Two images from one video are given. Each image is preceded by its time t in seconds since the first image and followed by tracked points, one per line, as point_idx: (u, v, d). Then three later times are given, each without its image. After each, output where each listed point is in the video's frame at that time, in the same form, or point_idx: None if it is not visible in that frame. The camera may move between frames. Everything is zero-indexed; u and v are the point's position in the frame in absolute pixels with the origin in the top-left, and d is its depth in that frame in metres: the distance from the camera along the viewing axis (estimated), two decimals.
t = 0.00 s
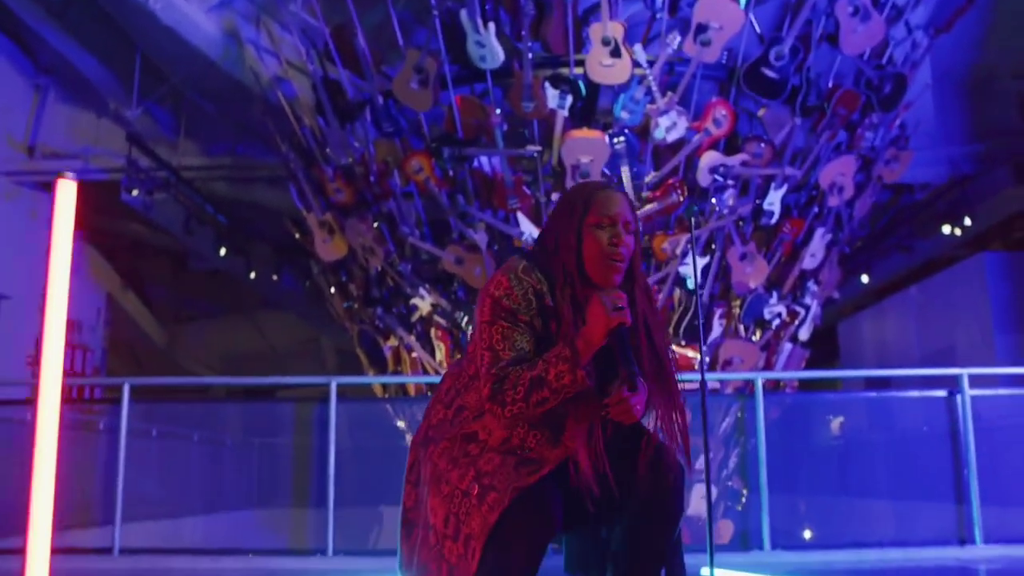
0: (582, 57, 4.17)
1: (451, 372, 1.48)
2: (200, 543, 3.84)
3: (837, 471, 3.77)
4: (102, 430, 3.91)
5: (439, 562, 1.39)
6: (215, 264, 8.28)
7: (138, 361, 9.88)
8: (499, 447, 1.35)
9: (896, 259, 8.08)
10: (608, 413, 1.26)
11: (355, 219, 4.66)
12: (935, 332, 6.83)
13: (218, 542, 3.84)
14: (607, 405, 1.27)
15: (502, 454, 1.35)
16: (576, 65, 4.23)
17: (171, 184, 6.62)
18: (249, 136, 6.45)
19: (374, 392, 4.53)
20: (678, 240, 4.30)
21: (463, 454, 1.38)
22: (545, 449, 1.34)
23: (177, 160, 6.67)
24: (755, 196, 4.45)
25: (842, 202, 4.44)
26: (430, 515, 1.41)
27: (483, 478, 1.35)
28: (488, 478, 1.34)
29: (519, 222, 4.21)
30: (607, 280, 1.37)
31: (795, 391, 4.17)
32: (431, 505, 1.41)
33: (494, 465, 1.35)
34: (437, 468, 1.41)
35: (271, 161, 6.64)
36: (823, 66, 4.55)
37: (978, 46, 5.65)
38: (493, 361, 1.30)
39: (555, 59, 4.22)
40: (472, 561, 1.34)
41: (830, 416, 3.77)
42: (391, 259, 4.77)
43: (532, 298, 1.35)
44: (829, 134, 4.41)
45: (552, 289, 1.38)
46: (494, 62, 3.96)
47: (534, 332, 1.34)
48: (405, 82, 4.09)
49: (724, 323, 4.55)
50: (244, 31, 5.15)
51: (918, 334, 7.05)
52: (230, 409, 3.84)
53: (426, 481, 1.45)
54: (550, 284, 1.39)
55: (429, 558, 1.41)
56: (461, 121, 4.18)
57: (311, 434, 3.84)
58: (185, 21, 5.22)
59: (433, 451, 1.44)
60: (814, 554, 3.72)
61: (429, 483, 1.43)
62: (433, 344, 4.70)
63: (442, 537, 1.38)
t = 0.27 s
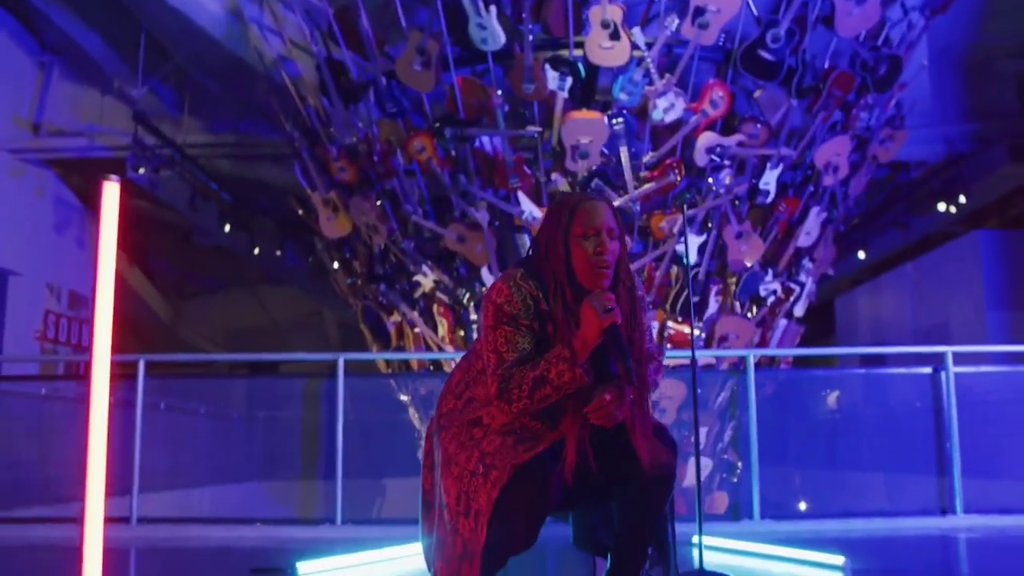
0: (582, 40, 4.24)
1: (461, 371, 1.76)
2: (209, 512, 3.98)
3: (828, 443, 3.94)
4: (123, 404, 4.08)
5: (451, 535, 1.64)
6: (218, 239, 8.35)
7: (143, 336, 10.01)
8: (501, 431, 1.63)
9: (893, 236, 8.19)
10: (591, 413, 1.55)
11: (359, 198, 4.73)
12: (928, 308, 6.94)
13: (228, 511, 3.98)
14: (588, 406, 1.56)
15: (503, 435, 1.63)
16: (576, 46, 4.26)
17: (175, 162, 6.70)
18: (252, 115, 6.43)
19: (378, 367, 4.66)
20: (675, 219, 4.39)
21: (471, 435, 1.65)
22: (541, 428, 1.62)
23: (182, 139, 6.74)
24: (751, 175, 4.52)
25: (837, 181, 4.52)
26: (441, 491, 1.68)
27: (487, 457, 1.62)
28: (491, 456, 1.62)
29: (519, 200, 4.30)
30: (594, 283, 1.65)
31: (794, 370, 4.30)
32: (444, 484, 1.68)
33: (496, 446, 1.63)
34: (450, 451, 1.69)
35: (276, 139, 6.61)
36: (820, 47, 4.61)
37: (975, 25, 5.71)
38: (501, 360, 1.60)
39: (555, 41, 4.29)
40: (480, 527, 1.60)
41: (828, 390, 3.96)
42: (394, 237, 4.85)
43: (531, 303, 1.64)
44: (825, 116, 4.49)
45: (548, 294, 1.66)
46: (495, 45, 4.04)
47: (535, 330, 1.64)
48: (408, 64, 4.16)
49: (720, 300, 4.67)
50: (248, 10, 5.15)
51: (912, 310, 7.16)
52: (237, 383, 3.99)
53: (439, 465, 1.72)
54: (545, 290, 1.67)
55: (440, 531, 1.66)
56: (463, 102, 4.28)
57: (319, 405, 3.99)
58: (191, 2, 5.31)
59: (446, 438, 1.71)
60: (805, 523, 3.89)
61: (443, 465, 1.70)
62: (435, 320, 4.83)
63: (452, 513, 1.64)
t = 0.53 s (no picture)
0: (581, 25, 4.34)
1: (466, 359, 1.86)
2: (216, 487, 4.11)
3: (818, 420, 4.10)
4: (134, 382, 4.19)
5: (457, 513, 1.74)
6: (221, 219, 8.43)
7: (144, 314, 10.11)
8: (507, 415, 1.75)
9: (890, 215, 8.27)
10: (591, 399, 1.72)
11: (362, 179, 4.81)
12: (923, 288, 7.03)
13: (234, 486, 4.11)
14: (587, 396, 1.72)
15: (509, 419, 1.75)
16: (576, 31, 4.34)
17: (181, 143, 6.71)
18: (254, 93, 6.46)
19: (381, 346, 4.76)
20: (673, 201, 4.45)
21: (479, 419, 1.76)
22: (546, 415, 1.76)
23: (185, 119, 6.65)
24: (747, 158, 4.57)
25: (832, 163, 4.59)
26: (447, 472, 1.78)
27: (494, 439, 1.74)
28: (498, 437, 1.74)
29: (519, 182, 4.37)
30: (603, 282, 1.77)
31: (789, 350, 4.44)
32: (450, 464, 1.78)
33: (503, 429, 1.74)
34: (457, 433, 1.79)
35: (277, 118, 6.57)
36: (816, 30, 4.67)
37: (972, 7, 5.77)
38: (514, 346, 1.71)
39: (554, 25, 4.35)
40: (486, 503, 1.71)
41: (824, 367, 4.13)
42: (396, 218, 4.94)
43: (543, 295, 1.76)
44: (820, 99, 4.54)
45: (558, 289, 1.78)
46: (495, 29, 4.12)
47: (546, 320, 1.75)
48: (411, 48, 4.22)
49: (716, 280, 4.76)
50: None
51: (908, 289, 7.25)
52: (241, 362, 4.14)
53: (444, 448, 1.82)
54: (557, 285, 1.78)
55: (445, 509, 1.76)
56: (464, 86, 4.39)
57: (326, 381, 4.13)
58: None
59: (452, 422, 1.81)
60: (793, 496, 4.04)
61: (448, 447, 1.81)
62: (437, 300, 4.95)
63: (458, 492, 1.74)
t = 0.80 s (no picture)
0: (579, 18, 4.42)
1: (468, 351, 1.94)
2: (226, 468, 4.26)
3: (808, 403, 4.30)
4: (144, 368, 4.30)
5: (471, 496, 1.83)
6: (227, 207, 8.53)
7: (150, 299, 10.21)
8: (521, 402, 1.86)
9: (884, 202, 8.38)
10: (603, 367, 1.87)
11: (366, 169, 4.93)
12: (917, 274, 7.16)
13: (243, 468, 4.25)
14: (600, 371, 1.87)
15: (522, 407, 1.86)
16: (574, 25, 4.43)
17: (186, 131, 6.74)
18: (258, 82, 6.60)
19: (385, 332, 4.89)
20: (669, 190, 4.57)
21: (494, 406, 1.86)
22: (556, 399, 1.88)
23: (190, 108, 6.74)
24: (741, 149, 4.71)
25: (825, 153, 4.72)
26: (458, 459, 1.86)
27: (510, 425, 1.85)
28: (514, 424, 1.84)
29: (519, 172, 4.48)
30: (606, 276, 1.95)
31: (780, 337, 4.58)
32: (462, 450, 1.86)
33: (518, 415, 1.85)
34: (469, 420, 1.87)
35: (281, 108, 6.69)
36: (810, 23, 4.77)
37: None
38: (534, 326, 1.81)
39: (554, 19, 4.45)
40: (502, 484, 1.82)
41: (821, 352, 4.31)
42: (400, 207, 5.04)
43: (557, 286, 1.88)
44: (813, 91, 4.63)
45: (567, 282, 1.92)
46: (496, 24, 4.23)
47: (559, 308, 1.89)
48: (414, 41, 4.33)
49: (711, 267, 4.88)
50: None
51: (902, 276, 7.38)
52: (245, 348, 4.30)
53: (452, 437, 1.89)
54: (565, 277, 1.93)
55: (458, 494, 1.84)
56: (467, 79, 4.44)
57: (332, 367, 4.26)
58: None
59: (461, 411, 1.89)
60: (782, 475, 4.24)
61: (458, 434, 1.88)
62: (439, 287, 5.05)
63: (474, 476, 1.83)
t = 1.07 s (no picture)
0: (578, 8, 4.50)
1: (470, 344, 2.13)
2: (233, 448, 4.38)
3: (807, 386, 4.42)
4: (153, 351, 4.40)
5: (478, 476, 2.02)
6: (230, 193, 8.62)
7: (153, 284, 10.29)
8: (524, 387, 2.04)
9: (880, 188, 8.47)
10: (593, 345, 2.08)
11: (369, 157, 5.02)
12: (913, 260, 7.25)
13: (250, 447, 4.38)
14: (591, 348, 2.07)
15: (525, 390, 2.05)
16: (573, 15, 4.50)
17: (191, 119, 6.79)
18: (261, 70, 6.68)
19: (390, 317, 5.00)
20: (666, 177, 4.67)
21: (497, 391, 2.05)
22: (557, 380, 2.06)
23: (195, 96, 6.83)
24: (737, 137, 4.81)
25: (820, 141, 4.81)
26: (465, 442, 2.05)
27: (516, 407, 2.03)
28: (519, 406, 2.03)
29: (519, 160, 4.58)
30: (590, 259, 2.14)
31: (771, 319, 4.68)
32: (469, 435, 2.05)
33: (523, 398, 2.04)
34: (474, 407, 2.06)
35: (284, 96, 6.78)
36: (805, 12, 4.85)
37: None
38: (531, 316, 1.99)
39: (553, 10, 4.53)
40: (511, 461, 2.01)
41: (818, 337, 4.41)
42: (402, 193, 5.14)
43: (548, 276, 2.06)
44: (808, 80, 4.73)
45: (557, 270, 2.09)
46: (497, 15, 4.31)
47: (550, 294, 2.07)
48: (416, 32, 4.42)
49: (707, 253, 4.97)
50: None
51: (898, 261, 7.47)
52: (250, 333, 4.40)
53: (458, 423, 2.08)
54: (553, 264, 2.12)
55: (464, 475, 2.03)
56: (467, 68, 4.57)
57: (338, 350, 4.37)
58: None
59: (466, 399, 2.08)
60: (781, 456, 4.37)
61: (465, 420, 2.07)
62: (441, 272, 5.17)
63: (481, 457, 2.02)
